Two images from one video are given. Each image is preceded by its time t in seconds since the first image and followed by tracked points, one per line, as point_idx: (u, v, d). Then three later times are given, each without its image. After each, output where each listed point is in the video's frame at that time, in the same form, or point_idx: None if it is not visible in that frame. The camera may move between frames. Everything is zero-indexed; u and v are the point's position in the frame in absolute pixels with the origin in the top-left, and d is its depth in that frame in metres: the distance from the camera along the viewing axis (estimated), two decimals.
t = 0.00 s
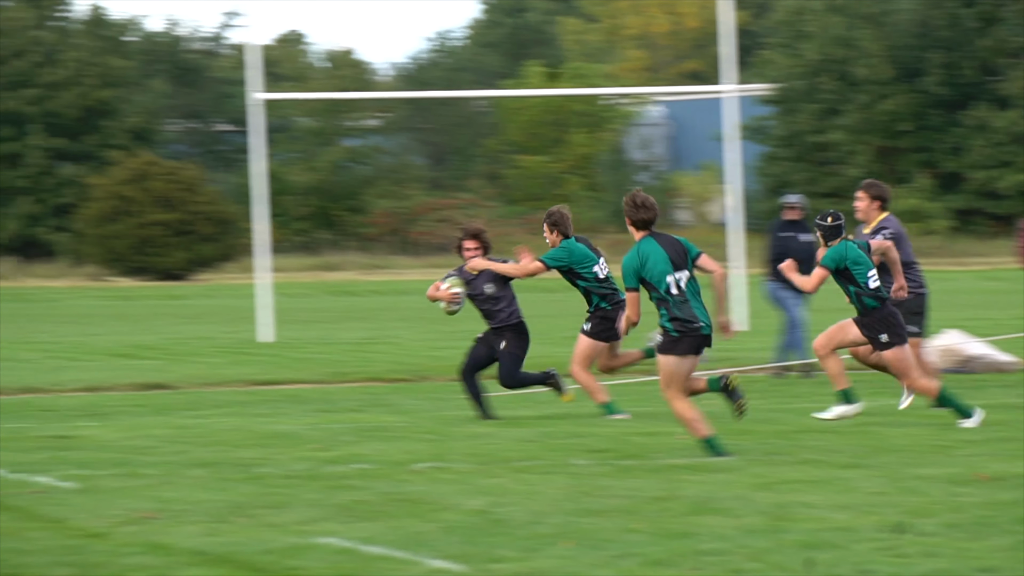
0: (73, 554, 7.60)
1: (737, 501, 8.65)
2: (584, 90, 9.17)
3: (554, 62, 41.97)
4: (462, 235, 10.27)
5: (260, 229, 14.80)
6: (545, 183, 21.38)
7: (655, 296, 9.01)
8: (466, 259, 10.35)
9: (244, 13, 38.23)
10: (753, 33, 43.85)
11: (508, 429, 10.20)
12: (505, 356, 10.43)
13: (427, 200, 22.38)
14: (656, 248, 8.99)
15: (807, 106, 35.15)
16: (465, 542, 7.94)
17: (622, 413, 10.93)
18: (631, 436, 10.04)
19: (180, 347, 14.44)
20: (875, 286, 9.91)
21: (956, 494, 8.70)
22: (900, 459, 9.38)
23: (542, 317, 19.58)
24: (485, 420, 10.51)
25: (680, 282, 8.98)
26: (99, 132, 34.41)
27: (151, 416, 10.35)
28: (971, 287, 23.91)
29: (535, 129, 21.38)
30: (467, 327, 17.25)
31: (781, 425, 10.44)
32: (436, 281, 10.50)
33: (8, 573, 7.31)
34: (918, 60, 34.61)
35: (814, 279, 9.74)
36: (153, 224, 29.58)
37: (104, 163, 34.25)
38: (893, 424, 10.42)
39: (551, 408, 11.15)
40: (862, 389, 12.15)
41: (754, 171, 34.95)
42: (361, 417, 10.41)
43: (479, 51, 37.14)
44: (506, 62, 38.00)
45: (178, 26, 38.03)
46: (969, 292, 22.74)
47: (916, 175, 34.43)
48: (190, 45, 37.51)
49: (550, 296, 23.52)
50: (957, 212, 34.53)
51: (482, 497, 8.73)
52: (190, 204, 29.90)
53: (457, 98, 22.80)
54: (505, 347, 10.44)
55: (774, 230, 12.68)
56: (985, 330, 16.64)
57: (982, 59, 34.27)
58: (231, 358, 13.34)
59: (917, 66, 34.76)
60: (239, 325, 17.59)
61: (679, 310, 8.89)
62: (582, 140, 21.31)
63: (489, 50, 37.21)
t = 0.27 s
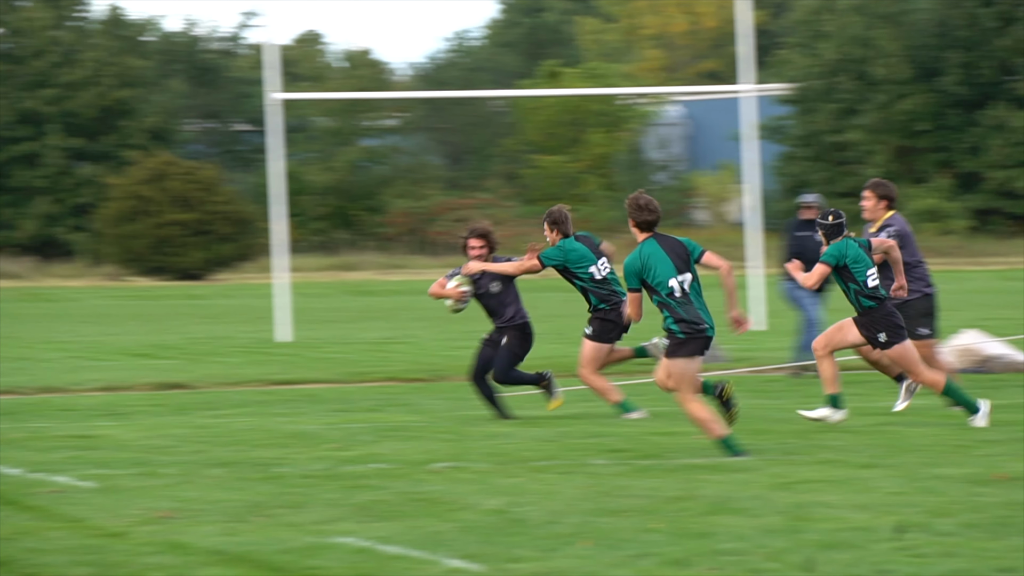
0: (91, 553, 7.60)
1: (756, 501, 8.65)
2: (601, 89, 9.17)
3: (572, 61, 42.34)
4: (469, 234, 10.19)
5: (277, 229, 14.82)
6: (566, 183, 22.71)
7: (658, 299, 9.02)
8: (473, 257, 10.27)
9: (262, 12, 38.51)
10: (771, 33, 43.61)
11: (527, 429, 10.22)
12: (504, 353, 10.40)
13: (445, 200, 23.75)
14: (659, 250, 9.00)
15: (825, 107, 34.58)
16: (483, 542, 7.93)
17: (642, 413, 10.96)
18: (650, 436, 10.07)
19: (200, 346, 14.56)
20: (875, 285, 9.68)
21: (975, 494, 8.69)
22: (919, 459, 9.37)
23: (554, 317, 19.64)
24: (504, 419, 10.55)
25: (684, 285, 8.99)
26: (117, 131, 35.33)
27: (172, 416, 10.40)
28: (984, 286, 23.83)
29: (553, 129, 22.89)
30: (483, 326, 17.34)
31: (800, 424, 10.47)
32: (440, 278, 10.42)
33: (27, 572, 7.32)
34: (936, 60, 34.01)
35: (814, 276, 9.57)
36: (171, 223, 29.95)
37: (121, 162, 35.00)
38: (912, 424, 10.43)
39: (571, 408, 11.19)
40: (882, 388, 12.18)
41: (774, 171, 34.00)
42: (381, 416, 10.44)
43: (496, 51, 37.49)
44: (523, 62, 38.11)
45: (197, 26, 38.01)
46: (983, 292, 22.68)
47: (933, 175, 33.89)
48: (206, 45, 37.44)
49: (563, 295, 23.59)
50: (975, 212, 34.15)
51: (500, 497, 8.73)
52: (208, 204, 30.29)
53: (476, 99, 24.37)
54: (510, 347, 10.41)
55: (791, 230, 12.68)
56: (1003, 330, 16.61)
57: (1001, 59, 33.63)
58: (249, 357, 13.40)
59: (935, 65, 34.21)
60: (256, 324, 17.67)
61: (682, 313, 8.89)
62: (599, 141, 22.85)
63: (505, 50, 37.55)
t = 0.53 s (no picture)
0: (128, 553, 7.57)
1: (792, 501, 8.60)
2: (637, 89, 9.24)
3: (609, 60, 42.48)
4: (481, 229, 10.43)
5: (312, 229, 14.93)
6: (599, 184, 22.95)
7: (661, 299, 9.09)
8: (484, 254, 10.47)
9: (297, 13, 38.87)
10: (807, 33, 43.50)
11: (562, 429, 10.24)
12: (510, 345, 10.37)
13: (479, 199, 23.59)
14: (663, 252, 9.04)
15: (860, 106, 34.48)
16: (519, 542, 7.88)
17: (678, 413, 10.98)
18: (686, 436, 10.08)
19: (235, 345, 14.65)
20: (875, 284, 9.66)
21: (1012, 495, 8.64)
22: (955, 460, 9.33)
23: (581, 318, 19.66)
24: (539, 419, 10.57)
25: (687, 286, 9.01)
26: (154, 132, 35.65)
27: (208, 416, 10.43)
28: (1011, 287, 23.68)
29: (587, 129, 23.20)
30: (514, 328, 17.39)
31: (836, 425, 10.46)
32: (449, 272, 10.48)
33: (63, 572, 7.25)
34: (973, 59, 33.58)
35: (816, 275, 9.54)
36: (208, 224, 30.52)
37: (158, 162, 35.32)
38: (948, 424, 10.40)
39: (606, 409, 11.20)
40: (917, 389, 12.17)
41: (810, 171, 33.81)
42: (416, 416, 10.46)
43: (532, 50, 37.63)
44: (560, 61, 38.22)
45: (233, 26, 38.77)
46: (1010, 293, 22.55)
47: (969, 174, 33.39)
48: (244, 45, 38.17)
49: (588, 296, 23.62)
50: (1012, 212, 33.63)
51: (536, 497, 8.71)
52: (245, 204, 30.93)
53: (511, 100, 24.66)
54: (514, 341, 10.39)
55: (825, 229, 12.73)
56: None
57: None
58: (283, 357, 13.42)
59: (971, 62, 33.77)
60: (289, 325, 17.73)
61: (684, 314, 8.94)
62: (634, 141, 23.08)
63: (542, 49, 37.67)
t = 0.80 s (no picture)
0: (149, 553, 7.56)
1: (812, 502, 8.60)
2: (655, 89, 9.23)
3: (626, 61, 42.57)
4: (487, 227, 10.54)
5: (332, 230, 15.02)
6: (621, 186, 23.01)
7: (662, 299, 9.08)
8: (490, 252, 10.56)
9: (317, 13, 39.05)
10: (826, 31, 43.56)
11: (581, 429, 10.26)
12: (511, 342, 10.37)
13: (498, 199, 23.23)
14: (666, 250, 9.04)
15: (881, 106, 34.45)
16: (539, 542, 7.87)
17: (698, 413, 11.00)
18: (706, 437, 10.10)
19: (255, 345, 14.71)
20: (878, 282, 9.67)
21: None
22: (974, 460, 9.33)
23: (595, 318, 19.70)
24: (559, 420, 10.59)
25: (688, 286, 8.99)
26: (174, 132, 35.62)
27: (229, 416, 10.45)
28: None
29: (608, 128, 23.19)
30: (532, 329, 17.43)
31: (856, 425, 10.48)
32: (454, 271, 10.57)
33: (84, 572, 7.24)
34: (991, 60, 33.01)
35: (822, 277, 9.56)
36: (227, 224, 30.67)
37: (178, 162, 35.38)
38: (966, 424, 10.41)
39: (626, 409, 11.22)
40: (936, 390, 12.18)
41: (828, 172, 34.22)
42: (435, 416, 10.48)
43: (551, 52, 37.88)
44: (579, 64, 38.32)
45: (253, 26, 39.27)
46: None
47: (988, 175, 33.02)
48: (262, 46, 39.55)
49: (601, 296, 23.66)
50: None
51: (556, 497, 8.71)
52: (264, 204, 31.03)
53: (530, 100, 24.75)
54: (517, 339, 10.38)
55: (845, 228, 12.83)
56: None
57: None
58: (302, 357, 13.43)
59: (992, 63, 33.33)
60: (307, 325, 17.76)
61: (685, 313, 8.93)
62: (655, 141, 23.09)
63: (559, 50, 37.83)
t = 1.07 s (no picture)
0: (170, 553, 7.54)
1: (834, 502, 8.57)
2: (677, 89, 9.22)
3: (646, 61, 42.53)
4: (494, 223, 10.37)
5: (354, 230, 15.08)
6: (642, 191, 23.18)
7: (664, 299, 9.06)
8: (497, 250, 10.42)
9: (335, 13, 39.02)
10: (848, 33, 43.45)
11: (603, 430, 10.27)
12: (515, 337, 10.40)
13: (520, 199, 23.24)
14: (670, 250, 9.02)
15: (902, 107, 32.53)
16: (559, 542, 7.85)
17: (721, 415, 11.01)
18: (727, 438, 10.10)
19: (277, 345, 14.78)
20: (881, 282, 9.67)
21: None
22: (996, 461, 9.31)
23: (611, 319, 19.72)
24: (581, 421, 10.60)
25: (690, 285, 8.97)
26: (194, 132, 35.89)
27: (251, 416, 10.47)
28: None
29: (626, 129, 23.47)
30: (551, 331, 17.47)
31: (879, 425, 10.48)
32: (461, 267, 10.51)
33: (105, 572, 7.22)
34: (1015, 58, 31.42)
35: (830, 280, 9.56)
36: (248, 224, 30.88)
37: (198, 163, 35.64)
38: (989, 425, 10.39)
39: (649, 410, 11.23)
40: (958, 391, 12.16)
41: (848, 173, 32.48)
42: (456, 417, 10.50)
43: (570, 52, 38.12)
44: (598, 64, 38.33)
45: (272, 27, 39.21)
46: None
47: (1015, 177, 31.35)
48: (282, 46, 38.61)
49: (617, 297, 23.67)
50: None
51: (577, 498, 8.70)
52: (285, 204, 31.18)
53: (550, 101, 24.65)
54: (521, 336, 10.42)
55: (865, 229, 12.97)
56: None
57: None
58: (322, 357, 13.47)
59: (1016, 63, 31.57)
60: (327, 325, 17.81)
61: (687, 313, 8.91)
62: (673, 141, 23.63)
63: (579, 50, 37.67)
